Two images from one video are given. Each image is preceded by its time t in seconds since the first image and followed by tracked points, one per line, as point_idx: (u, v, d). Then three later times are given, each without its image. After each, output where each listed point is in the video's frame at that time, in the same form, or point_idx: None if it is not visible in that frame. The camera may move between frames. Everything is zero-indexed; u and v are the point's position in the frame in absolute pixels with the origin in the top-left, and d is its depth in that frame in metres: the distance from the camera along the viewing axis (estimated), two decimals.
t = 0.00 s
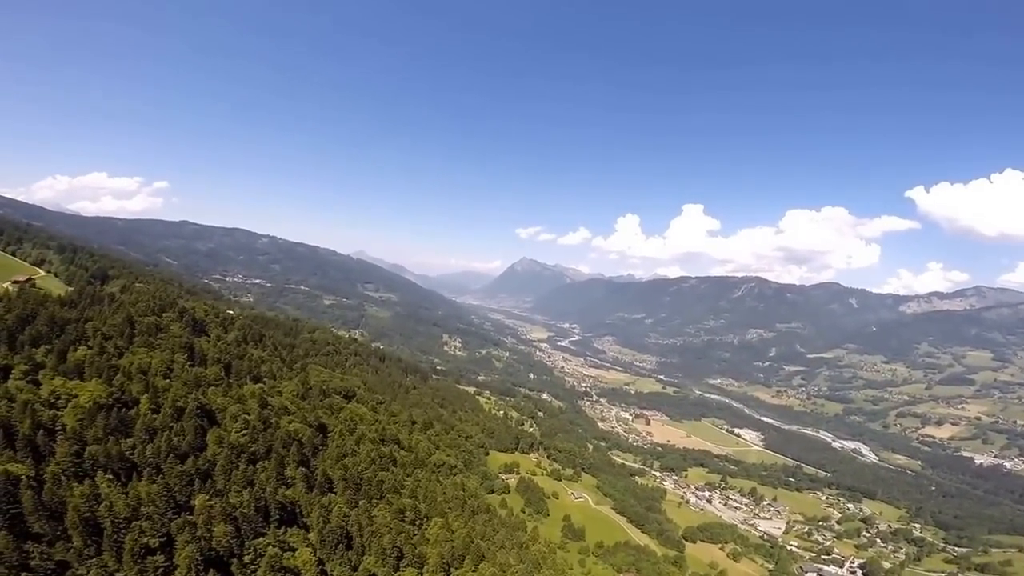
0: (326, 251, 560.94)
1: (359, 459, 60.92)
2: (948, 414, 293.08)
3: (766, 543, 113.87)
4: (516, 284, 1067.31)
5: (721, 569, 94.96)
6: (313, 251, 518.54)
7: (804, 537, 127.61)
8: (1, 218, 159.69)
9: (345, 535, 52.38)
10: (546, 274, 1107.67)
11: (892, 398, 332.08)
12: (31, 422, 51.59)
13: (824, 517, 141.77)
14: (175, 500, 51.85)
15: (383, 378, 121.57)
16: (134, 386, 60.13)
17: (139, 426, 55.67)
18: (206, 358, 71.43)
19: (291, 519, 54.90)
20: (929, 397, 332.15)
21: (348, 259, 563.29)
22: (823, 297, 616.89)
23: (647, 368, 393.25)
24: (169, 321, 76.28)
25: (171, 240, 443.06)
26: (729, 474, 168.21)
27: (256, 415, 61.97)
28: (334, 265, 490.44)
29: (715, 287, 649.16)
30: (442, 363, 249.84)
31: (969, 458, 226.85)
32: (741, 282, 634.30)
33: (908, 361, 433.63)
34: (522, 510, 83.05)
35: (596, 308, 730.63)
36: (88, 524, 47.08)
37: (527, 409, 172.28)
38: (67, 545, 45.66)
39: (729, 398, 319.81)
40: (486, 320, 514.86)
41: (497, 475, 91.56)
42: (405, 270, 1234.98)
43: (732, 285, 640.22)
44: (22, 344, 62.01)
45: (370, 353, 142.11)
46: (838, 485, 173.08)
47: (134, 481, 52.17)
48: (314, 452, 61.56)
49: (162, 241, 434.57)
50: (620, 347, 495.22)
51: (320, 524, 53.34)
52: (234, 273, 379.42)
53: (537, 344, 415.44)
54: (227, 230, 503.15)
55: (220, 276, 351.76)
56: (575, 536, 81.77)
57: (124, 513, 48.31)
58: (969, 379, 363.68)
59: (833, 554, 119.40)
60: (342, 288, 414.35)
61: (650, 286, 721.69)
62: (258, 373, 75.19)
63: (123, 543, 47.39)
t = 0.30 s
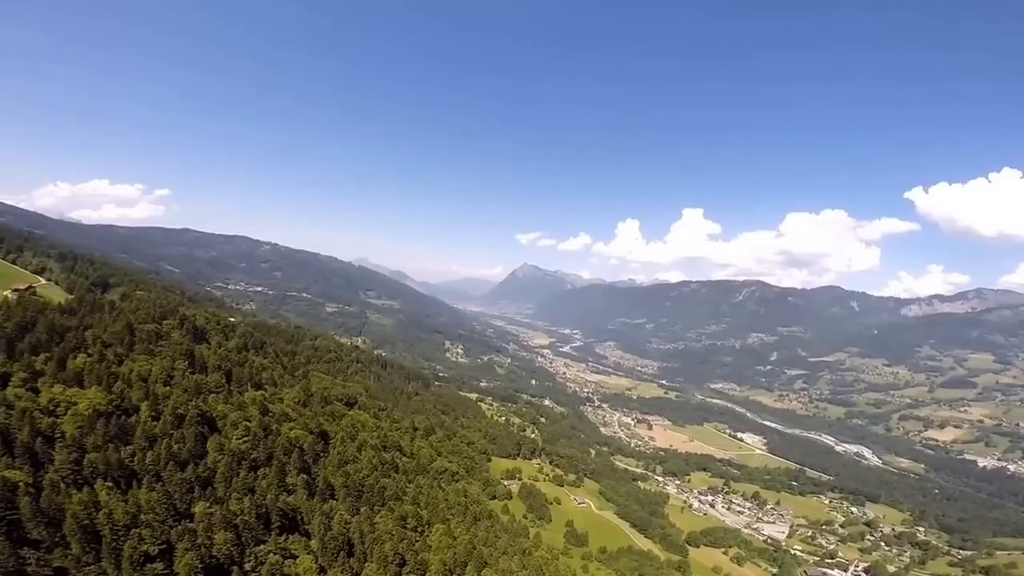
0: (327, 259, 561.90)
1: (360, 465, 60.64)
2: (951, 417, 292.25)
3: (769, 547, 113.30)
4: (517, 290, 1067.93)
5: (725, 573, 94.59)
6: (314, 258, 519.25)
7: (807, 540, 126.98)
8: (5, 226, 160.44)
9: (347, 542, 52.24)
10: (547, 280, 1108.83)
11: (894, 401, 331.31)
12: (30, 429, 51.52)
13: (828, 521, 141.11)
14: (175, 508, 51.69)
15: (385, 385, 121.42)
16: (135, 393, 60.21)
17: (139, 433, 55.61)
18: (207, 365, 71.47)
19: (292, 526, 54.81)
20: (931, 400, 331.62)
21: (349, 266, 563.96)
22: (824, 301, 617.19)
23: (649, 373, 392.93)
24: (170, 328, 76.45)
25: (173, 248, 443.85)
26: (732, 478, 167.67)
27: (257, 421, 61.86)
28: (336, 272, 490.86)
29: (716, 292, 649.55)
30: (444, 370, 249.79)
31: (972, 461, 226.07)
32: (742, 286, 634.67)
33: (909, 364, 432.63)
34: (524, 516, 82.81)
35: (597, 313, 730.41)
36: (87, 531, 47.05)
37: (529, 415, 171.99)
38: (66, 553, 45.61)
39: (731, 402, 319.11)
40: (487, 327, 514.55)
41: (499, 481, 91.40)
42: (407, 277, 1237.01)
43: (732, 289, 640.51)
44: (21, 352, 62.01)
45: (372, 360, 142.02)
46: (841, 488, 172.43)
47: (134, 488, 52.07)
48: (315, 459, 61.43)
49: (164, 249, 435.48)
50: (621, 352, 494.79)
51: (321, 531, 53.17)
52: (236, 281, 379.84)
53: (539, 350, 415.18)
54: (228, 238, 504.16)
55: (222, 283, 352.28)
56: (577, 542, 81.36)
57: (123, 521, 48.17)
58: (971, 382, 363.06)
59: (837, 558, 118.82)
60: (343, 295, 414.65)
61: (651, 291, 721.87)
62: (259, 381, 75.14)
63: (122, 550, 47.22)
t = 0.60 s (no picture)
0: (327, 263, 561.92)
1: (359, 470, 60.44)
2: (951, 420, 291.93)
3: (769, 551, 112.96)
4: (517, 294, 1068.19)
5: None
6: (314, 263, 519.33)
7: (807, 544, 126.67)
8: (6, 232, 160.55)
9: (344, 547, 51.96)
10: (547, 284, 1109.20)
11: (894, 404, 331.01)
12: (27, 434, 51.34)
13: (828, 524, 140.73)
14: (172, 513, 51.53)
15: (385, 389, 121.23)
16: (133, 398, 60.03)
17: (137, 438, 55.43)
18: (206, 370, 71.35)
19: (290, 530, 54.61)
20: (931, 402, 331.47)
21: (349, 271, 563.98)
22: (823, 304, 617.65)
23: (649, 377, 392.88)
24: (170, 333, 76.37)
25: (174, 253, 444.04)
26: (732, 481, 167.33)
27: (256, 426, 61.70)
28: (336, 277, 490.77)
29: (715, 295, 650.23)
30: (444, 374, 249.44)
31: (973, 464, 225.80)
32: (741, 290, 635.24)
33: (909, 367, 432.49)
34: (523, 520, 82.61)
35: (597, 317, 730.55)
36: (82, 536, 46.66)
37: (529, 419, 171.78)
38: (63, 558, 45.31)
39: (731, 406, 318.93)
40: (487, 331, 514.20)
41: (498, 485, 91.16)
42: (407, 281, 1238.18)
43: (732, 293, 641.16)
44: (20, 357, 61.88)
45: (372, 364, 141.76)
46: (841, 492, 172.11)
47: (131, 493, 51.80)
48: (313, 463, 61.22)
49: (165, 254, 435.33)
50: (621, 356, 494.69)
51: (319, 535, 52.90)
52: (236, 286, 379.71)
53: (539, 354, 414.83)
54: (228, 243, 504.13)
55: (223, 288, 352.02)
56: (576, 546, 81.11)
57: (119, 525, 47.93)
58: (971, 385, 362.89)
59: (837, 561, 118.50)
60: (343, 300, 414.51)
61: (651, 295, 722.14)
62: (258, 385, 74.96)
63: (117, 555, 46.96)
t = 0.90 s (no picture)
0: (327, 264, 562.07)
1: (356, 470, 60.36)
2: (950, 420, 292.31)
3: (768, 552, 112.97)
4: (516, 295, 1068.94)
5: None
6: (314, 263, 519.40)
7: (805, 544, 126.86)
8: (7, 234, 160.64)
9: (340, 547, 51.93)
10: (546, 285, 1109.88)
11: (894, 405, 331.30)
12: (24, 434, 51.18)
13: (826, 525, 140.87)
14: (169, 513, 51.43)
15: (383, 390, 121.20)
16: (131, 398, 59.92)
17: (134, 438, 55.24)
18: (205, 370, 71.22)
19: (286, 531, 54.51)
20: (930, 403, 332.00)
21: (348, 271, 563.78)
22: (822, 305, 618.57)
23: (647, 378, 393.30)
24: (169, 333, 76.26)
25: (173, 254, 443.84)
26: (730, 482, 167.51)
27: (253, 426, 61.59)
28: (335, 278, 490.71)
29: (714, 296, 651.00)
30: (443, 375, 249.37)
31: (972, 464, 226.15)
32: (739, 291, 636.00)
33: (908, 367, 433.25)
34: (520, 521, 82.55)
35: (596, 317, 731.18)
36: (77, 536, 46.56)
37: (527, 419, 171.83)
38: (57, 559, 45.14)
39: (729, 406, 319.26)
40: (486, 331, 514.91)
41: (495, 486, 91.09)
42: (406, 282, 1238.83)
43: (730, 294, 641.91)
44: (20, 357, 61.78)
45: (371, 365, 141.68)
46: (840, 492, 172.28)
47: (127, 493, 51.67)
48: (311, 463, 61.16)
49: (165, 255, 435.20)
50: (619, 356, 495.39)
51: (314, 535, 52.78)
52: (236, 287, 379.56)
53: (537, 355, 414.86)
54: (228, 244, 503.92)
55: (223, 289, 351.80)
56: (573, 546, 81.08)
57: (114, 526, 47.80)
58: (970, 385, 363.31)
59: (835, 562, 118.65)
60: (342, 300, 414.31)
61: (650, 295, 722.77)
62: (256, 385, 74.89)
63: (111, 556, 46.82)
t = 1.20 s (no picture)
0: (327, 264, 562.22)
1: (354, 469, 60.01)
2: (952, 420, 291.80)
3: (768, 552, 112.71)
4: (516, 294, 1068.72)
5: None
6: (315, 262, 519.20)
7: (805, 545, 126.67)
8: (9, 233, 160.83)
9: (337, 547, 51.73)
10: (546, 284, 1109.45)
11: (895, 405, 330.74)
12: (20, 432, 51.12)
13: (826, 525, 140.65)
14: (164, 512, 51.29)
15: (382, 388, 120.99)
16: (129, 396, 59.66)
17: (131, 436, 54.93)
18: (203, 368, 70.90)
19: (283, 530, 54.29)
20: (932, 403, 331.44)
21: (348, 271, 563.67)
22: (823, 305, 618.04)
23: (648, 377, 393.00)
24: (169, 331, 76.05)
25: (174, 253, 443.93)
26: (730, 482, 167.29)
27: (252, 425, 61.32)
28: (336, 277, 490.57)
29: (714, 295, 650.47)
30: (443, 374, 249.16)
31: (974, 464, 225.70)
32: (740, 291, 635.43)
33: (909, 368, 432.66)
34: (519, 520, 82.31)
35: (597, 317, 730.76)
36: (71, 534, 46.55)
37: (526, 418, 171.59)
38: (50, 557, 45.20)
39: (729, 406, 318.95)
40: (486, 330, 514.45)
41: (494, 485, 90.82)
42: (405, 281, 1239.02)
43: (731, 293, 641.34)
44: (19, 355, 61.67)
45: (371, 363, 141.47)
46: (841, 492, 171.96)
47: (122, 491, 51.48)
48: (309, 462, 60.91)
49: (166, 253, 435.21)
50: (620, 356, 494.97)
51: (311, 534, 52.57)
52: (238, 285, 379.55)
53: (538, 354, 414.67)
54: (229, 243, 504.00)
55: (225, 288, 351.93)
56: (572, 546, 80.75)
57: (108, 525, 47.74)
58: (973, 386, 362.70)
59: (835, 562, 118.41)
60: (343, 299, 414.20)
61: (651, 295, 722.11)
62: (255, 383, 74.64)
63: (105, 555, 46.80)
